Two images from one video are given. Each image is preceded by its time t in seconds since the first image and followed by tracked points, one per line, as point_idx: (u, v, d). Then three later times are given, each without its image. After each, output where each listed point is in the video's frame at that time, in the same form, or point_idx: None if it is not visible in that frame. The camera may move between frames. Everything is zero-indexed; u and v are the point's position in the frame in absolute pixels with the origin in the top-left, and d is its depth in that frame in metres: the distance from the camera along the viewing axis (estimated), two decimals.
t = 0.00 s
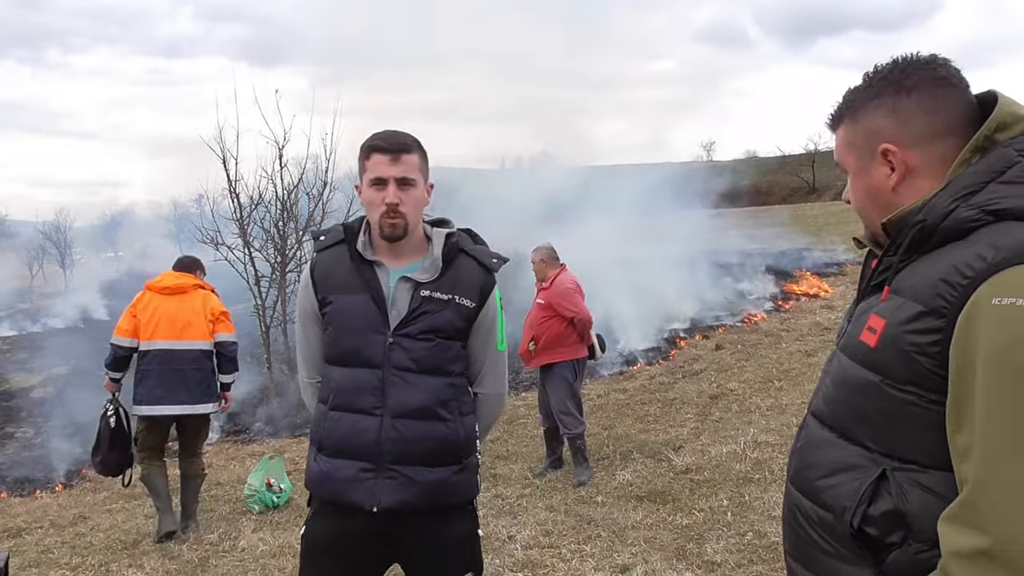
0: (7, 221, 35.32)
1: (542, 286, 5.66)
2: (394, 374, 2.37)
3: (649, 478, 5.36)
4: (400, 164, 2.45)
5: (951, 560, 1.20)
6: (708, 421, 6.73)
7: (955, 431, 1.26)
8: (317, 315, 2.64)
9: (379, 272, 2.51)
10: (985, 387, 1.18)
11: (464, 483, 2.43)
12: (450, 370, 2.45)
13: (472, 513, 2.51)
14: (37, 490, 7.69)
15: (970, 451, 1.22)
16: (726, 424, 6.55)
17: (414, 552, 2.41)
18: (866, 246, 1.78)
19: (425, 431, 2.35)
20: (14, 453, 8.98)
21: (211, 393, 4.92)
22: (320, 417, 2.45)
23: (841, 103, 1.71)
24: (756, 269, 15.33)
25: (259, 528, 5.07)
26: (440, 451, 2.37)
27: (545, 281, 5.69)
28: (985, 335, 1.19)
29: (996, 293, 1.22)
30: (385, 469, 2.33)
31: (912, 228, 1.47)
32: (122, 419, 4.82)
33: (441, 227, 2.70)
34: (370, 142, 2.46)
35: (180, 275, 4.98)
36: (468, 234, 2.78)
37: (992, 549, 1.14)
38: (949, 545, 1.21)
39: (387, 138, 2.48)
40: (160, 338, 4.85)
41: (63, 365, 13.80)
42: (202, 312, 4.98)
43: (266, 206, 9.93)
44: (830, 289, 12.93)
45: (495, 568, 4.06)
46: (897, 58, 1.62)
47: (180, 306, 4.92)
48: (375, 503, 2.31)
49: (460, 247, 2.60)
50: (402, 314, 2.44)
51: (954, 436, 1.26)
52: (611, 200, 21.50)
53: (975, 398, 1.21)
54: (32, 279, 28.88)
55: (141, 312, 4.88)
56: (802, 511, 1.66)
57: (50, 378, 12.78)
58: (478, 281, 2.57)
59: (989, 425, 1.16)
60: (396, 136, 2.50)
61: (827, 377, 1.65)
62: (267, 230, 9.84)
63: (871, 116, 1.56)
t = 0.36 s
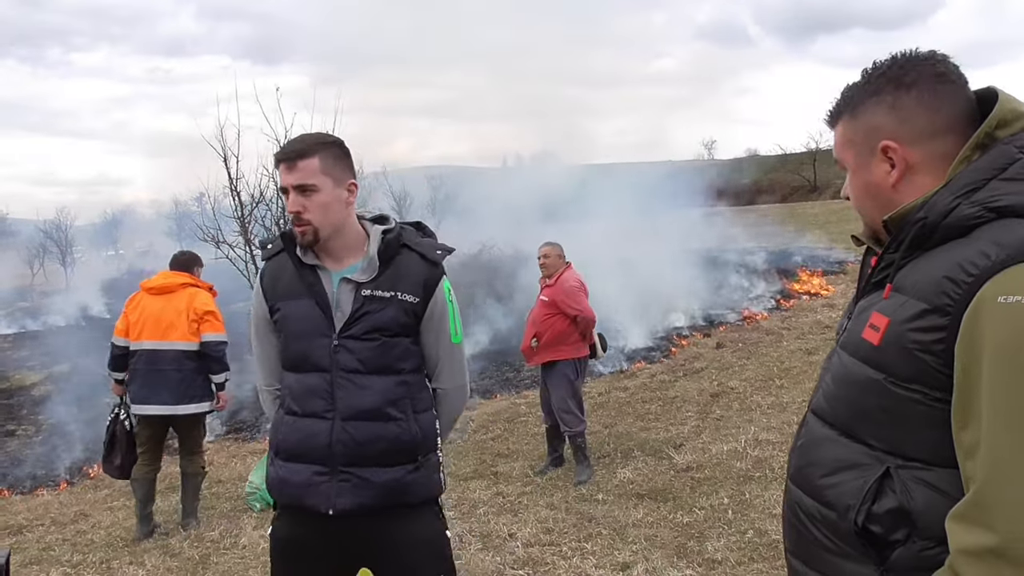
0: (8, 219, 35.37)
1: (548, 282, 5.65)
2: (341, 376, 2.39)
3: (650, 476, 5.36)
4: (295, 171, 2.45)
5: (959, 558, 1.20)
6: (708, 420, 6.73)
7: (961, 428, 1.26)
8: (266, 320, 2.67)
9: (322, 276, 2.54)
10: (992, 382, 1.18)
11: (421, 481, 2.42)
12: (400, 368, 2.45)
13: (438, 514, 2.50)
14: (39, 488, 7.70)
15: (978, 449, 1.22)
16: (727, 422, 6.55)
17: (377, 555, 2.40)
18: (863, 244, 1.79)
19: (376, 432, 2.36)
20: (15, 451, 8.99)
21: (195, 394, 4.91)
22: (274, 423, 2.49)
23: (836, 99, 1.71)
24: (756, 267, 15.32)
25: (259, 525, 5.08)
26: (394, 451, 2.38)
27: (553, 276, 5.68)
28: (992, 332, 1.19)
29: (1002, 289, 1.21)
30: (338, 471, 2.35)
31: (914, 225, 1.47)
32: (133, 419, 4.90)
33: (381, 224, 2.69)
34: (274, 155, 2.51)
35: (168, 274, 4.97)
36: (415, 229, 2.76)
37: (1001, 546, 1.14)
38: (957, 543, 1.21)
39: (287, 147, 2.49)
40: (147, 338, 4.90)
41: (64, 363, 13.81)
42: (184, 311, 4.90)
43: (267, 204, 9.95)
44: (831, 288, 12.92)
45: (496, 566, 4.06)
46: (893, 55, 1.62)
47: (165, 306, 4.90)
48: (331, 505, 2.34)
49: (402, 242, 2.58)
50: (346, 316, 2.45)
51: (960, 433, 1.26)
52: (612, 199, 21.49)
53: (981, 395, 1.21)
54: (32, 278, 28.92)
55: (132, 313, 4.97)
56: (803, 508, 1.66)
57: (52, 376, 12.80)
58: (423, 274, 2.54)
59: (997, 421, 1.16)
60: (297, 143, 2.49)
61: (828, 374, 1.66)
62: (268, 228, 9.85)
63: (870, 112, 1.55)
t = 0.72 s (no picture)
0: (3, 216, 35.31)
1: (550, 280, 5.67)
2: (346, 371, 2.40)
3: (645, 474, 5.37)
4: (314, 163, 2.46)
5: (967, 559, 1.20)
6: (703, 418, 6.74)
7: (964, 429, 1.27)
8: (283, 320, 2.70)
9: (335, 272, 2.55)
10: (997, 383, 1.18)
11: (422, 483, 2.39)
12: (404, 366, 2.43)
13: (444, 519, 2.47)
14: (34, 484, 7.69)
15: (983, 450, 1.22)
16: (722, 421, 6.57)
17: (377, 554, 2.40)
18: (854, 244, 1.79)
19: (377, 428, 2.35)
20: (10, 447, 8.97)
21: (174, 392, 4.90)
22: (283, 418, 2.51)
23: (826, 99, 1.70)
24: (752, 266, 15.35)
25: (255, 523, 5.08)
26: (394, 449, 2.36)
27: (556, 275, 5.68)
28: (996, 334, 1.20)
29: (1007, 291, 1.22)
30: (338, 467, 2.35)
31: (913, 226, 1.47)
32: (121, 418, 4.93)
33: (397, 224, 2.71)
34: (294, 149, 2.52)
35: (147, 272, 4.95)
36: (432, 232, 2.77)
37: (1010, 547, 1.14)
38: (964, 543, 1.21)
39: (306, 141, 2.51)
40: (128, 335, 4.91)
41: (59, 360, 13.78)
42: (165, 307, 4.91)
43: (263, 202, 9.92)
44: (826, 287, 12.94)
45: (490, 564, 4.06)
46: (885, 56, 1.63)
47: (146, 303, 4.92)
48: (329, 502, 2.33)
49: (415, 242, 2.59)
50: (355, 311, 2.46)
51: (964, 434, 1.27)
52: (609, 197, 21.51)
53: (987, 396, 1.21)
54: (27, 274, 28.86)
55: (113, 311, 4.99)
56: (798, 508, 1.67)
57: (47, 373, 12.78)
58: (433, 274, 2.55)
59: (1002, 421, 1.17)
60: (317, 137, 2.51)
61: (821, 374, 1.67)
62: (264, 226, 9.83)
63: (869, 111, 1.55)
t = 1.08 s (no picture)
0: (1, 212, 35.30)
1: (550, 277, 5.66)
2: (355, 370, 2.40)
3: (642, 473, 5.38)
4: (337, 158, 2.45)
5: (969, 557, 1.20)
6: (701, 417, 6.75)
7: (965, 428, 1.27)
8: (292, 317, 2.70)
9: (344, 271, 2.54)
10: (998, 382, 1.18)
11: (430, 482, 2.39)
12: (412, 365, 2.43)
13: (451, 514, 2.48)
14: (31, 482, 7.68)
15: (983, 449, 1.23)
16: (720, 420, 6.58)
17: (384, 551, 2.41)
18: (850, 242, 1.79)
19: (386, 427, 2.35)
20: (7, 445, 8.96)
21: (172, 386, 4.91)
22: (292, 415, 2.51)
23: (823, 98, 1.70)
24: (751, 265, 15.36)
25: (253, 520, 5.08)
26: (403, 448, 2.36)
27: (555, 272, 5.68)
28: (996, 333, 1.20)
29: (1008, 290, 1.22)
30: (347, 466, 2.35)
31: (911, 225, 1.48)
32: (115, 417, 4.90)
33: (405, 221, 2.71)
34: (310, 144, 2.50)
35: (139, 269, 4.94)
36: (439, 230, 2.76)
37: (1012, 546, 1.14)
38: (966, 542, 1.21)
39: (324, 136, 2.49)
40: (123, 334, 4.90)
41: (57, 357, 13.77)
42: (160, 303, 4.91)
43: (261, 199, 9.91)
44: (825, 286, 12.95)
45: (488, 562, 4.07)
46: (884, 54, 1.63)
47: (139, 300, 4.92)
48: (339, 500, 2.33)
49: (423, 240, 2.59)
50: (363, 310, 2.45)
51: (963, 432, 1.27)
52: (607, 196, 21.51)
53: (988, 395, 1.21)
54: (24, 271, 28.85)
55: (106, 310, 4.97)
56: (797, 508, 1.67)
57: (44, 370, 12.77)
58: (441, 273, 2.54)
59: (1003, 420, 1.17)
60: (334, 133, 2.51)
61: (819, 374, 1.67)
62: (262, 224, 9.81)
63: (870, 109, 1.55)
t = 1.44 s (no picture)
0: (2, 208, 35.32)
1: (549, 276, 5.64)
2: (349, 368, 2.39)
3: (642, 471, 5.38)
4: (334, 158, 2.45)
5: (970, 557, 1.20)
6: (701, 415, 6.75)
7: (967, 427, 1.27)
8: (279, 315, 2.69)
9: (334, 269, 2.54)
10: (1000, 381, 1.18)
11: (425, 478, 2.40)
12: (406, 362, 2.44)
13: (445, 510, 2.49)
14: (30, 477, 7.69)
15: (985, 448, 1.22)
16: (720, 418, 6.58)
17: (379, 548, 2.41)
18: (854, 242, 1.79)
19: (381, 425, 2.35)
20: (7, 440, 8.97)
21: (180, 381, 4.92)
22: (284, 415, 2.49)
23: (829, 96, 1.69)
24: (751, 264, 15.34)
25: (252, 517, 5.08)
26: (398, 445, 2.36)
27: (554, 270, 5.67)
28: (998, 333, 1.19)
29: (1010, 290, 1.21)
30: (342, 464, 2.35)
31: (915, 224, 1.48)
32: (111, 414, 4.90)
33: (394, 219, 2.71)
34: (303, 142, 2.46)
35: (150, 267, 4.93)
36: (427, 226, 2.76)
37: (1013, 545, 1.13)
38: (966, 541, 1.21)
39: (318, 135, 2.47)
40: (134, 328, 4.89)
41: (57, 353, 13.76)
42: (171, 300, 4.91)
43: (261, 195, 9.90)
44: (825, 285, 12.93)
45: (487, 560, 4.07)
46: (891, 54, 1.62)
47: (151, 297, 4.92)
48: (334, 498, 2.33)
49: (414, 237, 2.59)
50: (356, 308, 2.45)
51: (965, 432, 1.27)
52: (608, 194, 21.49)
53: (990, 395, 1.21)
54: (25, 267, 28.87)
55: (118, 305, 4.95)
56: (799, 507, 1.67)
57: (44, 365, 12.77)
58: (433, 270, 2.54)
59: (1004, 419, 1.17)
60: (329, 131, 2.49)
61: (822, 373, 1.67)
62: (262, 220, 9.80)
63: (879, 109, 1.54)
